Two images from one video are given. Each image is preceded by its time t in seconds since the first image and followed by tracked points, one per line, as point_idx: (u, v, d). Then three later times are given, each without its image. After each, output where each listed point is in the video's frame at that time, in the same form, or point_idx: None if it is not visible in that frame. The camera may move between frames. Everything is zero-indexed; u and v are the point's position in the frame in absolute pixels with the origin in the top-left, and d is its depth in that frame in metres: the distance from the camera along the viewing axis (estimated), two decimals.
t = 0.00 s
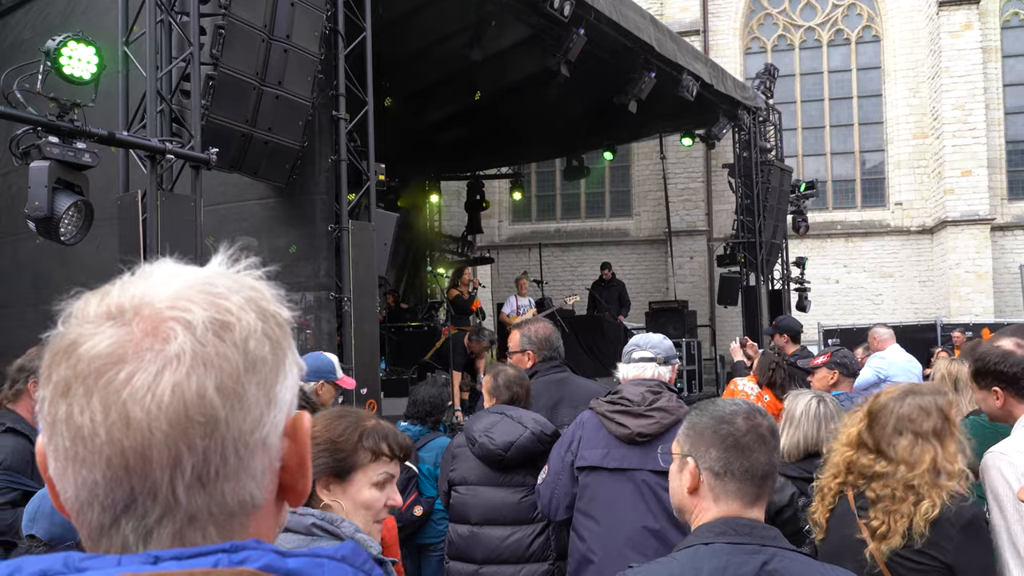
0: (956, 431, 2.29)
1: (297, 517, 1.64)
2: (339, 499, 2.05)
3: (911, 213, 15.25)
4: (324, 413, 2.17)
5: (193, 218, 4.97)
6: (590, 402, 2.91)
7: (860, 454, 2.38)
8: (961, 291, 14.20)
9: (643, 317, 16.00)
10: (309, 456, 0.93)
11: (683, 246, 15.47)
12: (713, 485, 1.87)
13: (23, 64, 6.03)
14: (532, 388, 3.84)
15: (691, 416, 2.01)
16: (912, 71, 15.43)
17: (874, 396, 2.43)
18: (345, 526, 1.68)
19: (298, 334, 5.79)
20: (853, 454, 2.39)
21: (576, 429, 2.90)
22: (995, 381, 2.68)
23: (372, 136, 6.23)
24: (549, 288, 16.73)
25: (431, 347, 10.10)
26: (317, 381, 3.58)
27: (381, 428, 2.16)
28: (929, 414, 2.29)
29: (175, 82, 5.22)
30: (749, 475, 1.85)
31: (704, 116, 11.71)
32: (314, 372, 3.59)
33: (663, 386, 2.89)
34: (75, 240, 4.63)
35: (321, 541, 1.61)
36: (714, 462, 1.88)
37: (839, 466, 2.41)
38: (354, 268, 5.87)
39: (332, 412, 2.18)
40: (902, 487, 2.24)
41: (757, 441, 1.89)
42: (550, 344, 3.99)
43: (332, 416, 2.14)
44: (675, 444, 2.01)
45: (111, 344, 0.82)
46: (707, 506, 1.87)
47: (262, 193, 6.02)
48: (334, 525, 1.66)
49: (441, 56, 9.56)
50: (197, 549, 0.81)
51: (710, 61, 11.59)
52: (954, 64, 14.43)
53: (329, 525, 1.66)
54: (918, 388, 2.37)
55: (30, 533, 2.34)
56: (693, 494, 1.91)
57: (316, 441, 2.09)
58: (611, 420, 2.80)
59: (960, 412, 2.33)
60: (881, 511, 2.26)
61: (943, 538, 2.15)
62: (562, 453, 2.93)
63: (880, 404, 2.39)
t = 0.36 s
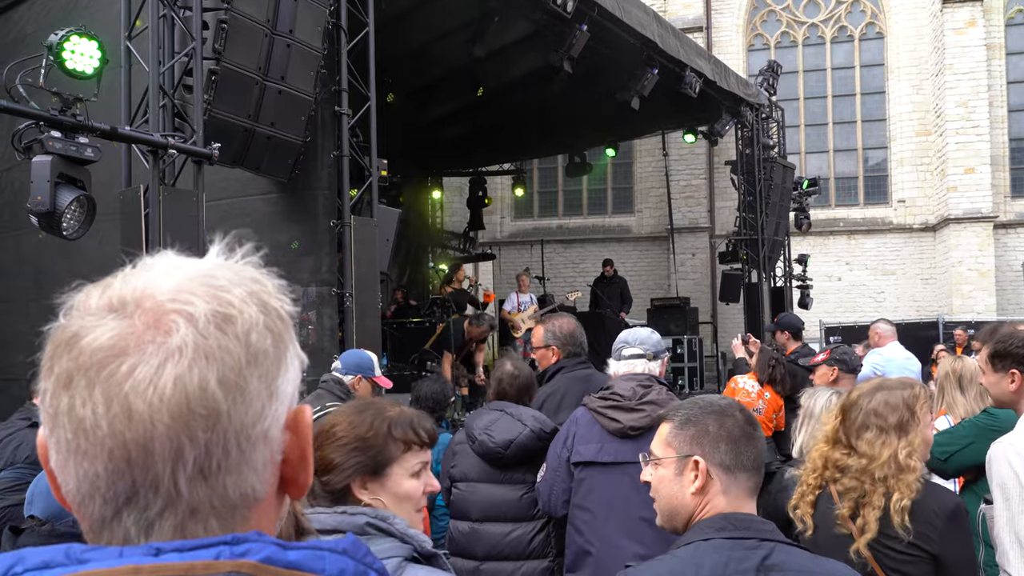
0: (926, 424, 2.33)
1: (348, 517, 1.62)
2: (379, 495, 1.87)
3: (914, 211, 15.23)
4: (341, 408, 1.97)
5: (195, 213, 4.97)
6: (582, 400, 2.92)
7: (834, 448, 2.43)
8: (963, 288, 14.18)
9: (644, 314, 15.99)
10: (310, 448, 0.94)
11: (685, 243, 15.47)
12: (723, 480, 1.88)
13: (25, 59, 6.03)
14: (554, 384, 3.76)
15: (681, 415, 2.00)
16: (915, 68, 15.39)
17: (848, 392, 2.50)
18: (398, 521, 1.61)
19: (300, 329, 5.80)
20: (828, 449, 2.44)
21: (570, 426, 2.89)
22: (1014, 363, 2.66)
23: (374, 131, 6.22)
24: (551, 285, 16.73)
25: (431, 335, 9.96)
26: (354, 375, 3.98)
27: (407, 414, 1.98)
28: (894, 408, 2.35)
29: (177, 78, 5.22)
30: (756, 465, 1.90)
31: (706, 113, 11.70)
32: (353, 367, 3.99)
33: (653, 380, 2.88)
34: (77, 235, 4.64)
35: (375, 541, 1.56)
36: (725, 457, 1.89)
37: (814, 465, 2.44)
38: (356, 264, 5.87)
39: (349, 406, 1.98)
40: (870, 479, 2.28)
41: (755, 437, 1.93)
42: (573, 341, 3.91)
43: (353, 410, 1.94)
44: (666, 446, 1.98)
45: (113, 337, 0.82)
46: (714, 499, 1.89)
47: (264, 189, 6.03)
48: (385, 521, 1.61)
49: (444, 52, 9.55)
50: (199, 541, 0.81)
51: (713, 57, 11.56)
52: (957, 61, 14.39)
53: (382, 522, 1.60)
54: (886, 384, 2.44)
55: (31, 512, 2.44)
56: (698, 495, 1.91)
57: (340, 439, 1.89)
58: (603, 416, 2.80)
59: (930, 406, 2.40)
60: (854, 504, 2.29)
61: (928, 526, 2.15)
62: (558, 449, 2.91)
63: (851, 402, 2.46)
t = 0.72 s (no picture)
0: (927, 418, 2.33)
1: (414, 515, 1.64)
2: (442, 493, 1.85)
3: (913, 209, 15.23)
4: (387, 409, 1.93)
5: (194, 210, 4.96)
6: (602, 400, 2.92)
7: (834, 439, 2.44)
8: (962, 286, 14.18)
9: (643, 312, 16.00)
10: (303, 442, 0.94)
11: (684, 240, 15.46)
12: (715, 477, 1.89)
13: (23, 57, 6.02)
14: (576, 376, 3.79)
15: (670, 414, 2.01)
16: (914, 66, 15.39)
17: (853, 385, 2.51)
18: (459, 518, 1.66)
19: (298, 327, 5.79)
20: (828, 440, 2.46)
21: (591, 427, 2.88)
22: (997, 367, 2.68)
23: (373, 129, 6.21)
24: (550, 282, 16.73)
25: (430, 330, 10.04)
26: (367, 365, 3.98)
27: (454, 408, 1.98)
28: (897, 402, 2.35)
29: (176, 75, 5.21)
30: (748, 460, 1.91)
31: (706, 110, 11.70)
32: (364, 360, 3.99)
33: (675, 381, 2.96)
34: (76, 232, 4.63)
35: (442, 540, 1.60)
36: (718, 453, 1.89)
37: (812, 457, 2.46)
38: (354, 261, 5.86)
39: (394, 406, 1.94)
40: (867, 472, 2.28)
41: (745, 432, 1.94)
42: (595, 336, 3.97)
43: (403, 410, 1.91)
44: (658, 447, 1.98)
45: (104, 330, 0.82)
46: (709, 497, 1.89)
47: (262, 186, 6.02)
48: (448, 519, 1.65)
49: (443, 50, 9.54)
50: (190, 534, 0.81)
51: (712, 55, 11.56)
52: (956, 59, 14.40)
53: (447, 520, 1.64)
54: (890, 377, 2.43)
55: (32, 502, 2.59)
56: (693, 493, 1.91)
57: (395, 440, 1.85)
58: (630, 418, 2.82)
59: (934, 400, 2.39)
60: (847, 497, 2.31)
61: (921, 523, 2.15)
62: (579, 452, 2.88)
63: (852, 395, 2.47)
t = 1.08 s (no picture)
0: (935, 424, 2.35)
1: (410, 524, 1.65)
2: (439, 499, 1.86)
3: (912, 213, 15.25)
4: (385, 412, 1.91)
5: (194, 215, 4.96)
6: (623, 406, 2.88)
7: (842, 446, 2.45)
8: (962, 291, 14.19)
9: (643, 316, 16.01)
10: (303, 446, 0.93)
11: (684, 245, 15.48)
12: (708, 481, 1.88)
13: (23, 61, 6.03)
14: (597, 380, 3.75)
15: (665, 421, 2.02)
16: (914, 71, 15.42)
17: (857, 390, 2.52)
18: (455, 526, 1.68)
19: (298, 331, 5.79)
20: (836, 447, 2.46)
21: (615, 433, 2.84)
22: (1004, 368, 2.67)
23: (373, 133, 6.21)
24: (550, 287, 16.74)
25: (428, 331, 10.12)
26: (412, 376, 3.99)
27: (453, 412, 1.97)
28: (904, 407, 2.36)
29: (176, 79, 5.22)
30: (743, 463, 1.89)
31: (706, 114, 11.71)
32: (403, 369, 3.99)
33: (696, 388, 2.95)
34: (76, 236, 4.63)
35: (438, 549, 1.62)
36: (707, 457, 1.89)
37: (824, 463, 2.47)
38: (354, 265, 5.86)
39: (393, 410, 1.92)
40: (878, 479, 2.29)
41: (738, 436, 1.92)
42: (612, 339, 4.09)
43: (402, 415, 1.89)
44: (654, 452, 2.00)
45: (104, 333, 0.82)
46: (703, 502, 1.88)
47: (262, 191, 6.02)
48: (445, 527, 1.66)
49: (442, 55, 9.55)
50: (191, 539, 0.81)
51: (712, 60, 11.57)
52: (955, 64, 14.42)
53: (443, 529, 1.65)
54: (897, 382, 2.45)
55: (37, 512, 2.60)
56: (686, 497, 1.91)
57: (393, 445, 1.84)
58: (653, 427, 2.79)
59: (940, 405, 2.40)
60: (862, 506, 2.30)
61: (930, 531, 2.15)
62: (601, 461, 2.85)
63: (861, 399, 2.47)
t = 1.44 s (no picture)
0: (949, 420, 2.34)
1: (403, 519, 1.66)
2: (434, 494, 1.85)
3: (913, 207, 15.23)
4: (381, 407, 1.90)
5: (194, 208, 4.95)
6: (614, 407, 2.83)
7: (857, 446, 2.40)
8: (962, 285, 14.19)
9: (642, 310, 16.02)
10: (302, 438, 0.93)
11: (684, 239, 15.46)
12: (712, 472, 1.88)
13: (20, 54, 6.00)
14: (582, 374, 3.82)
15: (673, 410, 2.02)
16: (915, 64, 15.40)
17: (870, 388, 2.47)
18: (449, 520, 1.69)
19: (298, 325, 5.79)
20: (851, 447, 2.41)
21: (610, 433, 2.78)
22: (999, 362, 2.68)
23: (373, 127, 6.19)
24: (550, 281, 16.74)
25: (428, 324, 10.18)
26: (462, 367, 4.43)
27: (449, 406, 1.97)
28: (925, 403, 2.33)
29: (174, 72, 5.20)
30: (746, 458, 1.89)
31: (706, 109, 11.68)
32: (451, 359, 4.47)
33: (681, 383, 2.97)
34: (75, 229, 4.62)
35: (432, 544, 1.63)
36: (714, 450, 1.89)
37: (839, 462, 2.41)
38: (354, 260, 5.85)
39: (388, 405, 1.91)
40: (900, 479, 2.25)
41: (746, 431, 1.92)
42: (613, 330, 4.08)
43: (397, 410, 1.88)
44: (660, 440, 1.99)
45: (101, 325, 0.82)
46: (704, 494, 1.89)
47: (262, 184, 5.99)
48: (439, 522, 1.67)
49: (442, 48, 9.53)
50: (188, 531, 0.81)
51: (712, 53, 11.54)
52: (956, 58, 14.40)
53: (437, 523, 1.67)
54: (913, 378, 2.42)
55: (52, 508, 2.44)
56: (689, 488, 1.91)
57: (389, 440, 1.84)
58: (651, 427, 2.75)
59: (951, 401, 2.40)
60: (879, 505, 2.27)
61: (942, 530, 2.18)
62: (596, 463, 2.78)
63: (879, 396, 2.42)
